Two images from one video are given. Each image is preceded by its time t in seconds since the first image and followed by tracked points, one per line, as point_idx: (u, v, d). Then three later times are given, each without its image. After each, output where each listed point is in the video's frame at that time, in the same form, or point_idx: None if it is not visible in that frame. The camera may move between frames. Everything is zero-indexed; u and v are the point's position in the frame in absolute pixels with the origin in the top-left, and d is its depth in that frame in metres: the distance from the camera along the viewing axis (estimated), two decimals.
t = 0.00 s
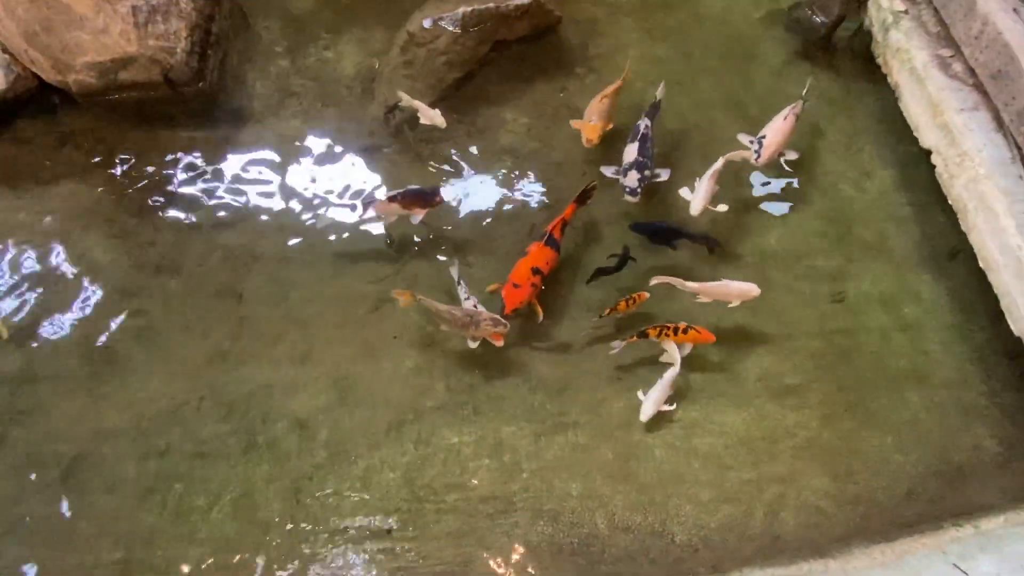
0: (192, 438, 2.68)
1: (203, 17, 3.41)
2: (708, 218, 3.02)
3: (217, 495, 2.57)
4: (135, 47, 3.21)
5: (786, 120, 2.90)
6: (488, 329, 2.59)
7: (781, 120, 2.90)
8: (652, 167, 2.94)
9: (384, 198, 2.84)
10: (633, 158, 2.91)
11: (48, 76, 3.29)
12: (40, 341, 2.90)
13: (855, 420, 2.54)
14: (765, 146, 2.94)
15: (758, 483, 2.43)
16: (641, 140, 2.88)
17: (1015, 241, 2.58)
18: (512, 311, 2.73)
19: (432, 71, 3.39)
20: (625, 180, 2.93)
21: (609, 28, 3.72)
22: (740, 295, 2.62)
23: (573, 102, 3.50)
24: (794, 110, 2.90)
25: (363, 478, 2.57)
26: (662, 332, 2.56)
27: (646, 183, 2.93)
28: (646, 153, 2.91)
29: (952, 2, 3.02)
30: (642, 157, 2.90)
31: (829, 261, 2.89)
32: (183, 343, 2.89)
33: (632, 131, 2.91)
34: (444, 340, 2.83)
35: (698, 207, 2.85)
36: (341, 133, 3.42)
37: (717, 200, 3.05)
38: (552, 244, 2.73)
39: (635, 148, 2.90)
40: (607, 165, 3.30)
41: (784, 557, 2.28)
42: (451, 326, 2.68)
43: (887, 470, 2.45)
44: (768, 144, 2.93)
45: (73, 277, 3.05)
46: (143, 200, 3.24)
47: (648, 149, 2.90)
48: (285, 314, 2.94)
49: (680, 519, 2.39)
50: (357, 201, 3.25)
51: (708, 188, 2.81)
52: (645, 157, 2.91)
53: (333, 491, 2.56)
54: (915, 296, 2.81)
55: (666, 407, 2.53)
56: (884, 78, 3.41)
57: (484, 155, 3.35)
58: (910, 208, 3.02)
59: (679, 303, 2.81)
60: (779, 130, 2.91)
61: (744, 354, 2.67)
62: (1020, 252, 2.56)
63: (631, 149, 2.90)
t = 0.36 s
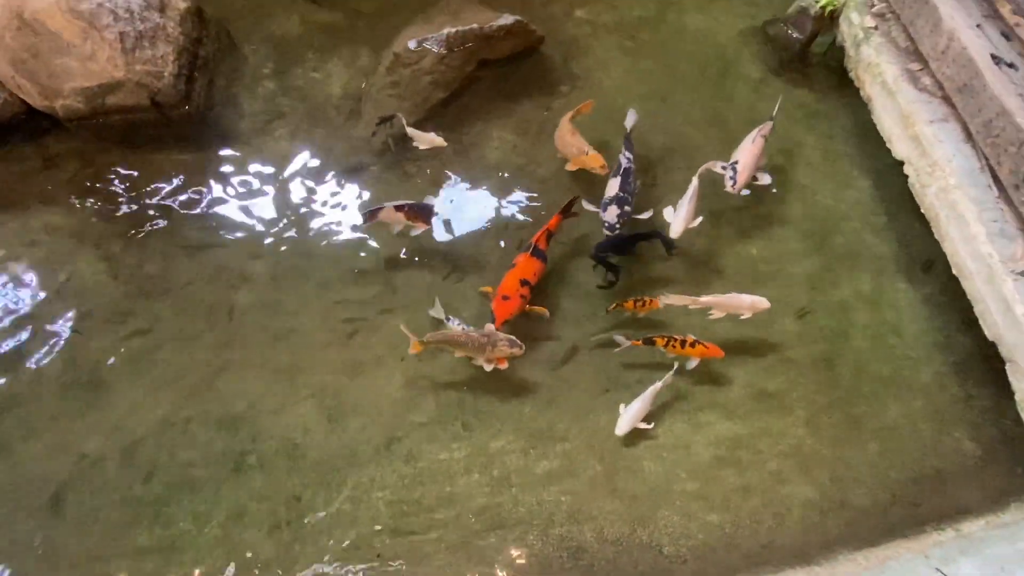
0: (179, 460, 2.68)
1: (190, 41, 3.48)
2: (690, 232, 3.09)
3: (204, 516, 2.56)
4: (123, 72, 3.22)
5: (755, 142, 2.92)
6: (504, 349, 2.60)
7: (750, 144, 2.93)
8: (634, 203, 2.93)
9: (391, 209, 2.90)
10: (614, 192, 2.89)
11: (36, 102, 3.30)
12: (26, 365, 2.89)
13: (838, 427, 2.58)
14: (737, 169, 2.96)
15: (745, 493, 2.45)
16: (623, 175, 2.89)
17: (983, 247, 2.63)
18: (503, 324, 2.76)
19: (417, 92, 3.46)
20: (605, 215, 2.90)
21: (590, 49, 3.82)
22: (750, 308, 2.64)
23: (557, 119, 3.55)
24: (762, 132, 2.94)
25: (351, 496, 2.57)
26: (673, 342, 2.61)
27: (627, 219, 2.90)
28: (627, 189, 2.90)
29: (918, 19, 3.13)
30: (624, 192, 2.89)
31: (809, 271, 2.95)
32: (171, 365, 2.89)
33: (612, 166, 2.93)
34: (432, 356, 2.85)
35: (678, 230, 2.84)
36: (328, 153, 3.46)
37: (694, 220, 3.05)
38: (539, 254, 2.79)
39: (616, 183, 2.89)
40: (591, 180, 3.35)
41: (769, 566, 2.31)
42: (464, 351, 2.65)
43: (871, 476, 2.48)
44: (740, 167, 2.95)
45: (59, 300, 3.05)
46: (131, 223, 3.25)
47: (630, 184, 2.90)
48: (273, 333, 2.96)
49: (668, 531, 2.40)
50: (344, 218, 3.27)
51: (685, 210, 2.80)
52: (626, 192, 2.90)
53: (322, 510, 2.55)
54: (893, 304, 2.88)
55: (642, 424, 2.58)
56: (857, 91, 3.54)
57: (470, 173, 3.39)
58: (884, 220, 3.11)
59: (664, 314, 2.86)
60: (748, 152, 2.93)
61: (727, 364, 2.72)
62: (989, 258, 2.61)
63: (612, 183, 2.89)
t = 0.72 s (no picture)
0: (167, 477, 2.64)
1: (174, 55, 3.48)
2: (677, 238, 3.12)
3: (192, 534, 2.53)
4: (106, 87, 3.22)
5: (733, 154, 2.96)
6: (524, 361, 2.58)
7: (728, 158, 2.97)
8: (617, 220, 2.89)
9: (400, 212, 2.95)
10: (600, 207, 2.85)
11: (19, 119, 3.30)
12: (11, 385, 2.85)
13: (829, 429, 2.58)
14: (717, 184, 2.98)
15: (737, 497, 2.45)
16: (610, 191, 2.88)
17: (965, 246, 2.64)
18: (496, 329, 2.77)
19: (403, 101, 3.45)
20: (589, 227, 2.85)
21: (575, 57, 3.86)
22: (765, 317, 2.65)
23: (544, 126, 3.56)
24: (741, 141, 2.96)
25: (342, 510, 2.54)
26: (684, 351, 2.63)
27: (610, 234, 2.86)
28: (612, 205, 2.87)
29: (896, 23, 3.17)
30: (609, 208, 2.86)
31: (796, 275, 2.98)
32: (158, 381, 2.86)
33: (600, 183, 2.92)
34: (423, 366, 2.85)
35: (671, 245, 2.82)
36: (316, 164, 3.45)
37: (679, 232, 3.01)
38: (526, 257, 2.78)
39: (603, 198, 2.87)
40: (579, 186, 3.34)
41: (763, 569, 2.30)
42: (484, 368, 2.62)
43: (863, 476, 2.47)
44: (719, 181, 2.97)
45: (43, 317, 3.01)
46: (117, 237, 3.22)
47: (615, 201, 2.88)
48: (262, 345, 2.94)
49: (662, 537, 2.39)
50: (331, 228, 3.26)
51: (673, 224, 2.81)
52: (611, 208, 2.87)
53: (312, 525, 2.52)
54: (879, 304, 2.90)
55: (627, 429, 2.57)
56: (839, 95, 3.58)
57: (459, 180, 3.39)
58: (869, 222, 3.14)
59: (653, 319, 2.88)
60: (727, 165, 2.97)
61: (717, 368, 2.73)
62: (971, 257, 2.61)
63: (598, 198, 2.87)
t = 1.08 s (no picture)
0: (159, 491, 2.61)
1: (162, 67, 3.48)
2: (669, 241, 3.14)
3: (185, 549, 2.50)
4: (94, 100, 3.20)
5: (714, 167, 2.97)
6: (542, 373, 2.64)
7: (712, 171, 2.98)
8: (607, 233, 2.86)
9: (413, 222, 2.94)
10: (590, 218, 2.84)
11: (5, 132, 3.23)
12: None
13: (823, 429, 2.59)
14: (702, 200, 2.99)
15: (733, 499, 2.44)
16: (599, 203, 2.87)
17: (953, 244, 2.65)
18: (493, 331, 2.79)
19: (394, 110, 3.44)
20: (578, 239, 2.82)
21: (564, 62, 3.88)
22: (781, 326, 2.66)
23: (534, 132, 3.57)
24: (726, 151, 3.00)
25: (336, 521, 2.52)
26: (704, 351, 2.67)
27: (599, 246, 2.81)
28: (602, 217, 2.85)
29: (880, 24, 3.20)
30: (599, 219, 2.84)
31: (787, 276, 3.00)
32: (149, 394, 2.83)
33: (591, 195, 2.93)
34: (418, 375, 2.84)
35: (667, 260, 2.81)
36: (307, 173, 3.44)
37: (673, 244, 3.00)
38: (519, 258, 2.80)
39: (592, 209, 2.86)
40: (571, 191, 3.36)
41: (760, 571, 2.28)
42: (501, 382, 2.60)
43: (858, 475, 2.48)
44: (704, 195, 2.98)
45: (32, 332, 2.98)
46: (106, 251, 3.20)
47: (605, 213, 2.86)
48: (254, 356, 2.92)
49: (659, 542, 2.37)
50: (323, 238, 3.25)
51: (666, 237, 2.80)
52: (601, 220, 2.85)
53: (306, 536, 2.49)
54: (870, 304, 2.92)
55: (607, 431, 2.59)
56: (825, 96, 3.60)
57: (450, 187, 3.39)
58: (858, 223, 3.17)
59: (646, 323, 2.89)
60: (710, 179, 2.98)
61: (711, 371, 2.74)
62: (959, 255, 2.62)
63: (588, 210, 2.86)
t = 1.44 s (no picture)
0: (149, 501, 2.59)
1: (147, 74, 3.43)
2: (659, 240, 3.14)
3: (177, 558, 2.47)
4: (77, 107, 3.14)
5: (701, 175, 2.97)
6: (562, 375, 2.67)
7: (698, 180, 2.98)
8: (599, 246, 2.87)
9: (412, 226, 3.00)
10: (579, 234, 2.83)
11: None
12: None
13: (815, 424, 2.60)
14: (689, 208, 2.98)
15: (727, 496, 2.45)
16: (586, 216, 2.86)
17: (940, 237, 2.66)
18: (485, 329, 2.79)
19: (382, 111, 3.42)
20: (571, 258, 2.81)
21: (552, 62, 3.87)
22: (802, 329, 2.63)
23: (523, 133, 3.57)
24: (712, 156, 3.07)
25: (329, 527, 2.50)
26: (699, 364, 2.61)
27: (594, 262, 2.82)
28: (591, 231, 2.85)
29: (864, 20, 3.21)
30: (588, 234, 2.84)
31: (777, 272, 3.01)
32: (139, 404, 2.80)
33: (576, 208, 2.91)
34: (410, 378, 2.83)
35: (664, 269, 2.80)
36: (295, 177, 3.42)
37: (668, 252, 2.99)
38: (511, 257, 2.80)
39: (581, 224, 2.85)
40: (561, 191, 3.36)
41: (754, 568, 2.28)
42: (522, 382, 2.61)
43: (850, 469, 2.49)
44: (691, 203, 2.97)
45: (17, 343, 2.95)
46: (93, 261, 3.16)
47: (593, 226, 2.86)
48: (244, 363, 2.90)
49: (653, 540, 2.37)
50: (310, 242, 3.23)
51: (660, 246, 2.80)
52: (590, 234, 2.85)
53: (299, 544, 2.48)
54: (861, 298, 2.93)
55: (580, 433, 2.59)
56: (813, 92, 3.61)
57: (440, 189, 3.38)
58: (846, 217, 3.18)
59: (637, 322, 2.89)
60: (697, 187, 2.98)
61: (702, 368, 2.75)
62: (946, 248, 2.63)
63: (576, 225, 2.85)
